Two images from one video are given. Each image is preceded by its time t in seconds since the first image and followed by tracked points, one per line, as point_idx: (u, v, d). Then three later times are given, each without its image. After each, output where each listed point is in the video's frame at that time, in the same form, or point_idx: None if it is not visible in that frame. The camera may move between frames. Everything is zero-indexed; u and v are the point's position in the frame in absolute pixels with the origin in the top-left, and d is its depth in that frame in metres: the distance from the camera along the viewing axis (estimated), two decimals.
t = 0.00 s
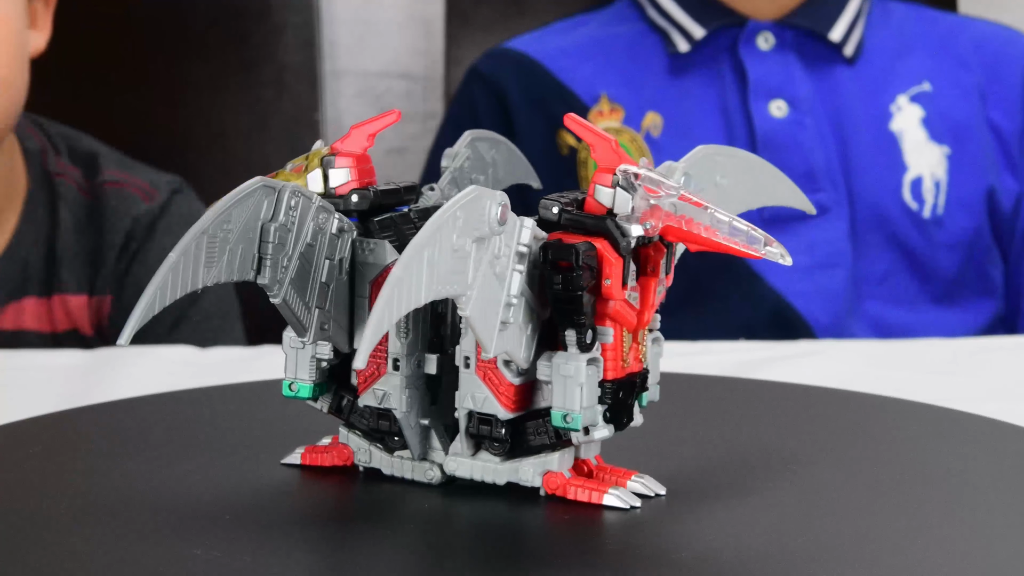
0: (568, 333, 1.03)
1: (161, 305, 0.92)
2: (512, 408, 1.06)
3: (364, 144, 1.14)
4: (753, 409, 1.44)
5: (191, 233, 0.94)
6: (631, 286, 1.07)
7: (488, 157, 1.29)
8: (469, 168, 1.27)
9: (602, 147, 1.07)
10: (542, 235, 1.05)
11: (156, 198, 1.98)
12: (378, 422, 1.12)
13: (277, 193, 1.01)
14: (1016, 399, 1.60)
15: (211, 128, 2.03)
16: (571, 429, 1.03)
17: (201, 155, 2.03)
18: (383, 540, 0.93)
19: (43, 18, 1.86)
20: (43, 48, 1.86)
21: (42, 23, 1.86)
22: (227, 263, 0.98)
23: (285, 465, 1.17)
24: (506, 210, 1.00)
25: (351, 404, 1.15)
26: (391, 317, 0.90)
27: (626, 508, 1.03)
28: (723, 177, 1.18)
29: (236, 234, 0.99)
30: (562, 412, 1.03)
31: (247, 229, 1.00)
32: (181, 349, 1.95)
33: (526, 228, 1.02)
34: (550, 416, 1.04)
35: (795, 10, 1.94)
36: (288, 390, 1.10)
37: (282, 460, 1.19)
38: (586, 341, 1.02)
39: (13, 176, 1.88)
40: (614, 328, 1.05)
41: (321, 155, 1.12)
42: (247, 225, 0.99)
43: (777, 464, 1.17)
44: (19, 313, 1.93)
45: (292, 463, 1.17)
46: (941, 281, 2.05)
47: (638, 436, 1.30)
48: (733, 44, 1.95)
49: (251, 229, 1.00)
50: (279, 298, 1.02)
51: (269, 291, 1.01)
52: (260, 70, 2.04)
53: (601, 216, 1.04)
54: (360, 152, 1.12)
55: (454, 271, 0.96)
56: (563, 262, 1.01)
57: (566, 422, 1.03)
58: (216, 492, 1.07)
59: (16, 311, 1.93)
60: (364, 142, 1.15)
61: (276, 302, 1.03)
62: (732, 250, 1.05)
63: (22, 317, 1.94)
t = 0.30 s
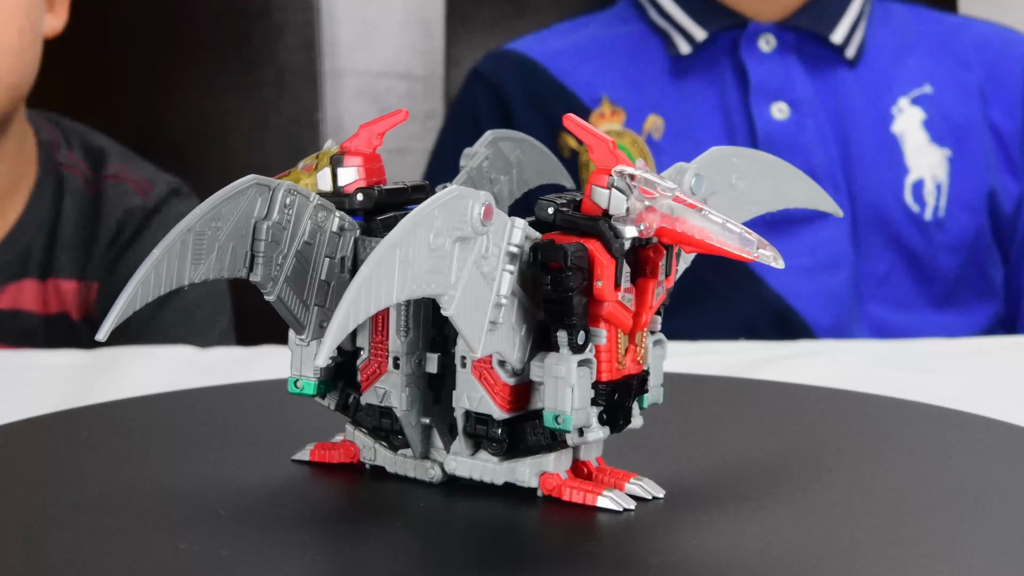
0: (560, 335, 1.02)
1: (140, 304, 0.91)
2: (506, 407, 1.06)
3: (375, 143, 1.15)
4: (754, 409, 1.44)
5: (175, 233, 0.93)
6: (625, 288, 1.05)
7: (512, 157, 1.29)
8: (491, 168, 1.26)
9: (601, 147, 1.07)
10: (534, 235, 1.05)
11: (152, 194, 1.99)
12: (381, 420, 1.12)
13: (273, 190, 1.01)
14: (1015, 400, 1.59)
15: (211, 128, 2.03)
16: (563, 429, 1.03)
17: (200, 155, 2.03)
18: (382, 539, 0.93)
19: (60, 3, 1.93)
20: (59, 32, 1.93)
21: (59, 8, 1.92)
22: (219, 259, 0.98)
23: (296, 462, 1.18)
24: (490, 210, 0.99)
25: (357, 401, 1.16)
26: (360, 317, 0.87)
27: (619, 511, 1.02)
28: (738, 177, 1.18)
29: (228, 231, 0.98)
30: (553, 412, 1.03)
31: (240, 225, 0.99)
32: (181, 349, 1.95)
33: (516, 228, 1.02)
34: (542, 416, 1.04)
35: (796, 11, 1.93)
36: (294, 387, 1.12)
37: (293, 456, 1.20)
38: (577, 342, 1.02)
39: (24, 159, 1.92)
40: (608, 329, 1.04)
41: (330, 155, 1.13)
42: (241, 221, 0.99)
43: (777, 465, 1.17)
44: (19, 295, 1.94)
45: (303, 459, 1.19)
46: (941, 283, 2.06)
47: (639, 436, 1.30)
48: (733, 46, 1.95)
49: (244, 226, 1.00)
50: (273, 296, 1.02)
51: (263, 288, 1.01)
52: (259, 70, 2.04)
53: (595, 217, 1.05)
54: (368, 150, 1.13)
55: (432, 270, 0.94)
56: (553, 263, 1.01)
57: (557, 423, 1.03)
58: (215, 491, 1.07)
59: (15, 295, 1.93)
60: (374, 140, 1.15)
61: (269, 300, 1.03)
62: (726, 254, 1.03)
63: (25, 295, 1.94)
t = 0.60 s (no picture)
0: (551, 335, 1.02)
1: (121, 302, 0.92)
2: (501, 407, 1.06)
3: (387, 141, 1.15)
4: (754, 409, 1.44)
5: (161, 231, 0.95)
6: (618, 289, 1.05)
7: (537, 157, 1.30)
8: (514, 167, 1.27)
9: (598, 149, 1.06)
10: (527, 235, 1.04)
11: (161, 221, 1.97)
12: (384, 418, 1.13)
13: (270, 188, 1.02)
14: (1016, 400, 1.59)
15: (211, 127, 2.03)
16: (553, 430, 1.02)
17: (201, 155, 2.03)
18: (383, 537, 0.94)
19: (76, 16, 1.92)
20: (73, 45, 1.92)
21: (74, 20, 1.92)
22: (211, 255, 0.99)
23: (308, 459, 1.19)
24: (474, 210, 0.98)
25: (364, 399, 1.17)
26: (333, 312, 0.86)
27: (610, 513, 1.01)
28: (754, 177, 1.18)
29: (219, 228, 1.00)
30: (545, 413, 1.02)
31: (232, 222, 1.01)
32: (181, 349, 1.95)
33: (507, 228, 1.02)
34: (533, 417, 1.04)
35: (795, 12, 1.93)
36: (300, 383, 1.16)
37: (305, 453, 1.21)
38: (567, 343, 1.02)
39: (35, 168, 1.91)
40: (600, 329, 1.04)
41: (342, 153, 1.14)
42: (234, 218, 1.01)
43: (777, 466, 1.17)
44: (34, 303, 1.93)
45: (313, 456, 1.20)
46: (941, 284, 2.06)
47: (639, 436, 1.30)
48: (732, 50, 1.95)
49: (236, 223, 1.01)
50: (269, 293, 1.04)
51: (259, 286, 1.03)
52: (259, 70, 2.04)
53: (591, 218, 1.04)
54: (379, 148, 1.13)
55: (410, 268, 0.93)
56: (543, 264, 1.00)
57: (548, 424, 1.02)
58: (216, 491, 1.07)
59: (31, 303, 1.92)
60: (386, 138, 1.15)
61: (266, 297, 1.04)
62: (717, 255, 1.02)
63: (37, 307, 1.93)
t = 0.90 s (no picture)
0: (542, 336, 1.01)
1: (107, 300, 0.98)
2: (496, 407, 1.06)
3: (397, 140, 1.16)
4: (753, 409, 1.44)
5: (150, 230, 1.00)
6: (611, 290, 1.03)
7: (561, 157, 1.30)
8: (535, 168, 1.27)
9: (593, 150, 1.05)
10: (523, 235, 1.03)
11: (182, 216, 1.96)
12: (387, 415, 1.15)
13: (268, 187, 1.06)
14: (1017, 400, 1.60)
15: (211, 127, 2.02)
16: (543, 430, 1.02)
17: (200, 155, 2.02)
18: (384, 536, 0.94)
19: (78, 8, 1.87)
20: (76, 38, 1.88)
21: (76, 12, 1.87)
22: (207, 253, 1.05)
23: (320, 456, 1.20)
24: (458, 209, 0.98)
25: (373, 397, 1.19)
26: (305, 310, 0.86)
27: (602, 515, 1.00)
28: (767, 179, 1.17)
29: (215, 226, 1.05)
30: (535, 413, 1.02)
31: (229, 220, 1.06)
32: (181, 350, 1.95)
33: (499, 229, 1.01)
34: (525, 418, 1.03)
35: (795, 14, 1.93)
36: (309, 380, 1.19)
37: (317, 450, 1.23)
38: (558, 344, 1.00)
39: (42, 162, 1.87)
40: (592, 330, 1.02)
41: (352, 152, 1.16)
42: (230, 217, 1.05)
43: (778, 467, 1.17)
44: (55, 294, 1.88)
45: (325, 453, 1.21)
46: (940, 286, 2.06)
47: (638, 437, 1.30)
48: (730, 52, 1.95)
49: (234, 221, 1.06)
50: (266, 289, 1.09)
51: (256, 283, 1.08)
52: (259, 70, 2.03)
53: (586, 219, 1.03)
54: (389, 147, 1.15)
55: (388, 267, 0.94)
56: (531, 265, 1.00)
57: (538, 425, 1.02)
58: (218, 493, 1.06)
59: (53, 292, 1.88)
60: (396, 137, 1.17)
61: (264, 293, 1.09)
62: (710, 258, 1.01)
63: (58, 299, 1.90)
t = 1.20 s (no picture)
0: (532, 336, 1.01)
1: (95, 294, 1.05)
2: (491, 407, 1.06)
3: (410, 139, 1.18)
4: (754, 409, 1.44)
5: (143, 225, 1.07)
6: (602, 292, 1.03)
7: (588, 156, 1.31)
8: (556, 168, 1.29)
9: (588, 151, 1.05)
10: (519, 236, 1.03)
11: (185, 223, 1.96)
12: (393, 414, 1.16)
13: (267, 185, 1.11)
14: (1018, 400, 1.59)
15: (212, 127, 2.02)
16: (533, 431, 1.01)
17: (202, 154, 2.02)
18: (387, 536, 0.94)
19: (83, 13, 1.91)
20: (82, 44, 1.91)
21: (81, 17, 1.91)
22: (203, 248, 1.11)
23: (334, 453, 1.22)
24: (444, 208, 0.97)
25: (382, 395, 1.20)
26: (274, 308, 0.86)
27: (593, 516, 1.00)
28: (780, 180, 1.15)
29: (211, 223, 1.10)
30: (526, 414, 1.01)
31: (226, 218, 1.11)
32: (182, 350, 1.95)
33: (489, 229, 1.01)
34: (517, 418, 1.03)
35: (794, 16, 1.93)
36: (319, 377, 1.21)
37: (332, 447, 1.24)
38: (548, 344, 1.00)
39: (50, 169, 1.91)
40: (584, 331, 1.02)
41: (365, 151, 1.18)
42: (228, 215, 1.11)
43: (779, 467, 1.17)
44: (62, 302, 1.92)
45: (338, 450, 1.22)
46: (941, 287, 2.06)
47: (640, 437, 1.30)
48: (731, 55, 1.95)
49: (231, 219, 1.11)
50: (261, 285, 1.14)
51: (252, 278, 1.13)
52: (260, 70, 2.03)
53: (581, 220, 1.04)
54: (400, 146, 1.17)
55: (367, 266, 0.93)
56: (520, 265, 1.00)
57: (528, 425, 1.01)
58: (219, 492, 1.06)
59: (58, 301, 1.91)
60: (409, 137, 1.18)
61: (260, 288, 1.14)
62: (697, 261, 0.98)
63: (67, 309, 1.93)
